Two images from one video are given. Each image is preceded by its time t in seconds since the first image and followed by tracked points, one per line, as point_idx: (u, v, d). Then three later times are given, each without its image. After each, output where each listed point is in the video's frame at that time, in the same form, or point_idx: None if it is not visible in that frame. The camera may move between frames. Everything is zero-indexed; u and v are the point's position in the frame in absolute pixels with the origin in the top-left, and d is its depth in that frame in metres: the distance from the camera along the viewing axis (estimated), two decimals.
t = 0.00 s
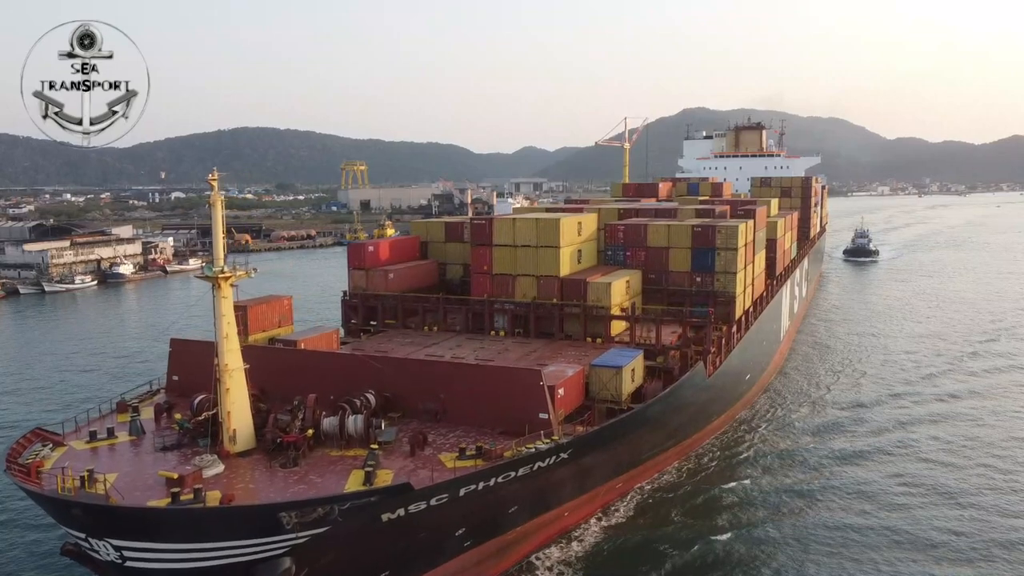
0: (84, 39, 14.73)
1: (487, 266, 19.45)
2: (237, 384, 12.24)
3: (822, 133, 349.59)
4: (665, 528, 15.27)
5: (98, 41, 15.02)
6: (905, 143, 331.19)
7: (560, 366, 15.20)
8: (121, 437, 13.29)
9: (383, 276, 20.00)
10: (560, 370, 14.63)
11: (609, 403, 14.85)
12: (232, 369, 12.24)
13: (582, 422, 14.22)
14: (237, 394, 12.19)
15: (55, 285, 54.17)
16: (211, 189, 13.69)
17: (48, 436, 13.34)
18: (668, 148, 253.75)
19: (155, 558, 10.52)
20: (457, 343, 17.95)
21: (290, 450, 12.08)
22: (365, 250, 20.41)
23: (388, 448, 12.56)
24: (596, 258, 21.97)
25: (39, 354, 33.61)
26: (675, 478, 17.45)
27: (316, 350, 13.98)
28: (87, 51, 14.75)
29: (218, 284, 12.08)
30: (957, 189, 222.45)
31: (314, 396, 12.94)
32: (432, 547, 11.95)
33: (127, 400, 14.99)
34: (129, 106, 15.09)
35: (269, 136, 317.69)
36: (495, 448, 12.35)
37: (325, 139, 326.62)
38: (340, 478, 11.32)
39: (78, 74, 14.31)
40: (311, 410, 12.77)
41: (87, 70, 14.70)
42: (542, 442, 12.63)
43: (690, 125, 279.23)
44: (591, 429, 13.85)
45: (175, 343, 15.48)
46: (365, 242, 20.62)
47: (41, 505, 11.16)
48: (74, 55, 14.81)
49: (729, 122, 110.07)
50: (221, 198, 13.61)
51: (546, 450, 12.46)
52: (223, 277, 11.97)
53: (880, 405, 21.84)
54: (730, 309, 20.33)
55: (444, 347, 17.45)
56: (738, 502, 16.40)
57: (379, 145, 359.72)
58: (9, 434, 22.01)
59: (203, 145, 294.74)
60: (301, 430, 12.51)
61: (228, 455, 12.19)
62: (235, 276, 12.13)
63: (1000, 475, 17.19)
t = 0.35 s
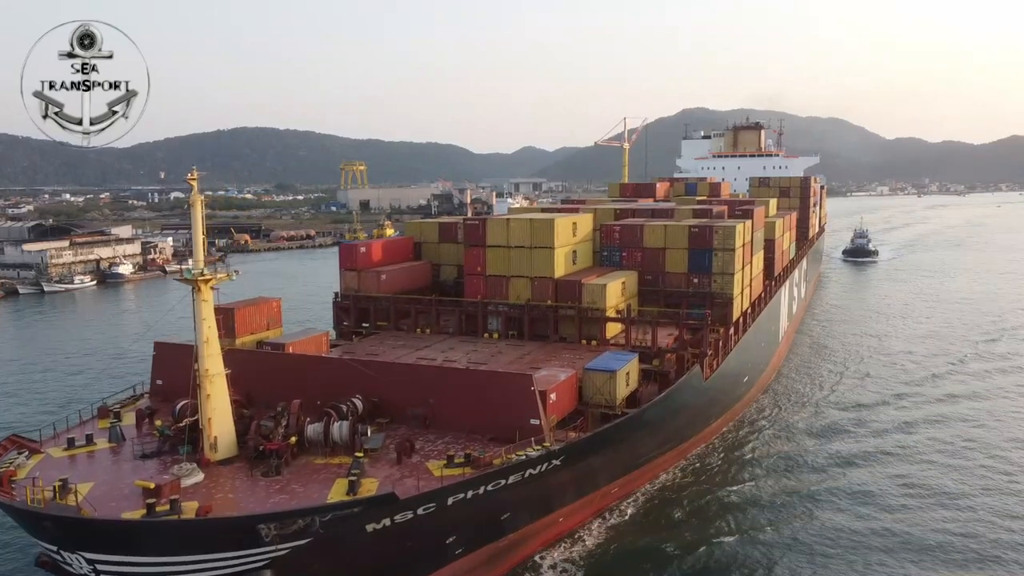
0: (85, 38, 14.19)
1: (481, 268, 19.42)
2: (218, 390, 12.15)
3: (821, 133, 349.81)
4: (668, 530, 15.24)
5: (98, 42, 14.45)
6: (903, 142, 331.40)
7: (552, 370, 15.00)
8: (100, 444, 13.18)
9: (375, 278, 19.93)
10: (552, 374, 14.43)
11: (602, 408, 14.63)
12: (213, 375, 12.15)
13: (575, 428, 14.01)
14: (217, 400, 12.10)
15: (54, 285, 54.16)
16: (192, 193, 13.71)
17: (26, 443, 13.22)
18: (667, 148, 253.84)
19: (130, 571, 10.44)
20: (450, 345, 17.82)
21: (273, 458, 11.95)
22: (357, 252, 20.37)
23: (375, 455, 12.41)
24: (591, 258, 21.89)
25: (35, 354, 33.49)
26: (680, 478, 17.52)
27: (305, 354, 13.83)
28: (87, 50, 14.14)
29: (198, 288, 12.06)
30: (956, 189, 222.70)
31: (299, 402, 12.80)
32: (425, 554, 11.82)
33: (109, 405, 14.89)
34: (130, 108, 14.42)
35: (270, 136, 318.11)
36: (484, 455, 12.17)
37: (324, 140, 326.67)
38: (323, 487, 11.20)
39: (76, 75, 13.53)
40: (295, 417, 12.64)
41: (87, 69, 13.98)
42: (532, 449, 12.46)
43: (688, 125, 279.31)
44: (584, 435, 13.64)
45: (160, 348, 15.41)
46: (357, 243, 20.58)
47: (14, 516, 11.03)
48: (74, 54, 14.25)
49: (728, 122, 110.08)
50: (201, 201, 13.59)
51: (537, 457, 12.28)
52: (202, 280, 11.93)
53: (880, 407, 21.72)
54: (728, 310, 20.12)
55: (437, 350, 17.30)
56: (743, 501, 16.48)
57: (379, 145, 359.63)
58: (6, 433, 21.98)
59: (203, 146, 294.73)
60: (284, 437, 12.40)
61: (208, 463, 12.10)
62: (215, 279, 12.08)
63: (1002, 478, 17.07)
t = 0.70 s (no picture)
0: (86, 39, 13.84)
1: (474, 269, 19.29)
2: (198, 397, 12.02)
3: (820, 133, 350.14)
4: (673, 529, 15.26)
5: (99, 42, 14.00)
6: (902, 143, 331.73)
7: (545, 375, 14.83)
8: (78, 452, 13.04)
9: (367, 279, 19.79)
10: (544, 378, 14.19)
11: (595, 413, 14.42)
12: (192, 381, 12.02)
13: (566, 435, 13.84)
14: (197, 406, 11.97)
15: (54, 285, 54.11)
16: (170, 192, 13.49)
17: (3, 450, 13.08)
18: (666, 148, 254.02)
19: None
20: (443, 349, 17.73)
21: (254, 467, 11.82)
22: (349, 253, 20.26)
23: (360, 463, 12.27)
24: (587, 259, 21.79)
25: (32, 354, 33.39)
26: (682, 478, 17.61)
27: (292, 359, 13.72)
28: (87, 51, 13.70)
29: (178, 291, 11.91)
30: (955, 189, 222.93)
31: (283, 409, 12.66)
32: (417, 563, 11.65)
33: (89, 410, 14.77)
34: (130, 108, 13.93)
35: (269, 136, 318.03)
36: (472, 464, 12.03)
37: (324, 140, 326.74)
38: (305, 497, 11.08)
39: (77, 72, 13.18)
40: (278, 424, 12.48)
41: (87, 69, 13.50)
42: (522, 457, 12.31)
43: (688, 125, 279.47)
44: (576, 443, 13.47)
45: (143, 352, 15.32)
46: (349, 244, 20.47)
47: None
48: (74, 55, 13.78)
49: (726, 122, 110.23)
50: (179, 201, 13.38)
51: (527, 465, 12.14)
52: (181, 282, 11.79)
53: (878, 409, 21.63)
54: (725, 312, 20.12)
55: (429, 353, 17.24)
56: (743, 500, 16.51)
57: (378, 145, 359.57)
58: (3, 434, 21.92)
59: (202, 146, 294.66)
60: (266, 445, 12.26)
61: (188, 471, 11.95)
62: (195, 281, 11.94)
63: (1002, 480, 16.97)
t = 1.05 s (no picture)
0: (86, 38, 13.39)
1: (467, 271, 19.20)
2: (176, 405, 11.89)
3: (820, 133, 350.35)
4: (677, 531, 15.33)
5: (99, 42, 13.60)
6: (901, 143, 332.09)
7: (537, 379, 14.63)
8: (55, 460, 12.90)
9: (359, 281, 19.69)
10: (536, 384, 14.01)
11: (589, 420, 14.25)
12: (170, 387, 11.87)
13: (557, 442, 13.65)
14: (175, 413, 11.84)
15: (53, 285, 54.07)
16: (147, 192, 13.27)
17: None
18: (666, 148, 254.12)
19: None
20: (435, 352, 17.61)
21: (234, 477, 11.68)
22: (341, 254, 20.14)
23: (345, 472, 12.09)
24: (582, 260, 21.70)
25: (28, 355, 33.31)
26: (684, 478, 17.70)
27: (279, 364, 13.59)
28: (87, 51, 13.24)
29: (155, 295, 11.74)
30: (954, 189, 223.24)
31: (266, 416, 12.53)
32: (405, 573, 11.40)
33: (69, 416, 14.66)
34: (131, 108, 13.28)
35: (269, 137, 317.89)
36: (460, 473, 11.83)
37: (323, 141, 326.73)
38: (286, 508, 10.90)
39: (78, 72, 12.55)
40: (260, 432, 12.39)
41: (88, 69, 12.90)
42: (512, 466, 12.08)
43: (686, 125, 279.44)
44: (567, 449, 13.28)
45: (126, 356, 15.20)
46: (340, 245, 20.35)
47: None
48: (74, 55, 13.34)
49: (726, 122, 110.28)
50: (156, 201, 13.17)
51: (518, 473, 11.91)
52: (159, 286, 11.61)
53: (878, 412, 21.52)
54: (722, 314, 20.05)
55: (420, 356, 17.13)
56: (743, 502, 16.54)
57: (378, 145, 359.40)
58: None
59: (202, 146, 294.54)
60: (247, 454, 12.14)
61: (166, 481, 11.83)
62: (173, 285, 11.77)
63: (1002, 483, 16.85)
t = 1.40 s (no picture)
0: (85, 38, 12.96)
1: (460, 273, 19.12)
2: (153, 412, 11.61)
3: (818, 133, 350.73)
4: (682, 533, 15.25)
5: (99, 42, 13.06)
6: (900, 143, 332.65)
7: (529, 384, 14.35)
8: (30, 469, 12.64)
9: (350, 283, 19.63)
10: (526, 390, 13.73)
11: (583, 426, 14.09)
12: (147, 395, 11.60)
13: (548, 449, 13.47)
14: (151, 421, 11.56)
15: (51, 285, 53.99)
16: (123, 192, 13.00)
17: None
18: (665, 148, 254.34)
19: None
20: (426, 355, 17.46)
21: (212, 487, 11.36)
22: (332, 256, 20.05)
23: (330, 481, 11.82)
24: (577, 261, 21.60)
25: (25, 355, 33.20)
26: (685, 479, 17.68)
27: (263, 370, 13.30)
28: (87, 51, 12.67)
29: (130, 299, 11.47)
30: (952, 189, 223.76)
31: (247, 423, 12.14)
32: None
33: (47, 423, 14.42)
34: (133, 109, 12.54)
35: (268, 137, 317.72)
36: (447, 482, 11.61)
37: (323, 141, 326.70)
38: (265, 521, 10.60)
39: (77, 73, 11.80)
40: (240, 440, 12.01)
41: (87, 69, 12.29)
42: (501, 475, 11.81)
43: (685, 125, 279.62)
44: (558, 457, 13.10)
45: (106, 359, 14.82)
46: (331, 247, 20.26)
47: None
48: (73, 55, 12.75)
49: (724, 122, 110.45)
50: (132, 202, 12.90)
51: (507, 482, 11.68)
52: (134, 290, 11.35)
53: (878, 414, 21.36)
54: (719, 316, 19.95)
55: (412, 360, 16.97)
56: (744, 504, 16.47)
57: (377, 145, 359.27)
58: None
59: (202, 146, 294.40)
60: (226, 462, 11.79)
61: (143, 491, 11.54)
62: (148, 289, 11.50)
63: (1005, 488, 16.69)
